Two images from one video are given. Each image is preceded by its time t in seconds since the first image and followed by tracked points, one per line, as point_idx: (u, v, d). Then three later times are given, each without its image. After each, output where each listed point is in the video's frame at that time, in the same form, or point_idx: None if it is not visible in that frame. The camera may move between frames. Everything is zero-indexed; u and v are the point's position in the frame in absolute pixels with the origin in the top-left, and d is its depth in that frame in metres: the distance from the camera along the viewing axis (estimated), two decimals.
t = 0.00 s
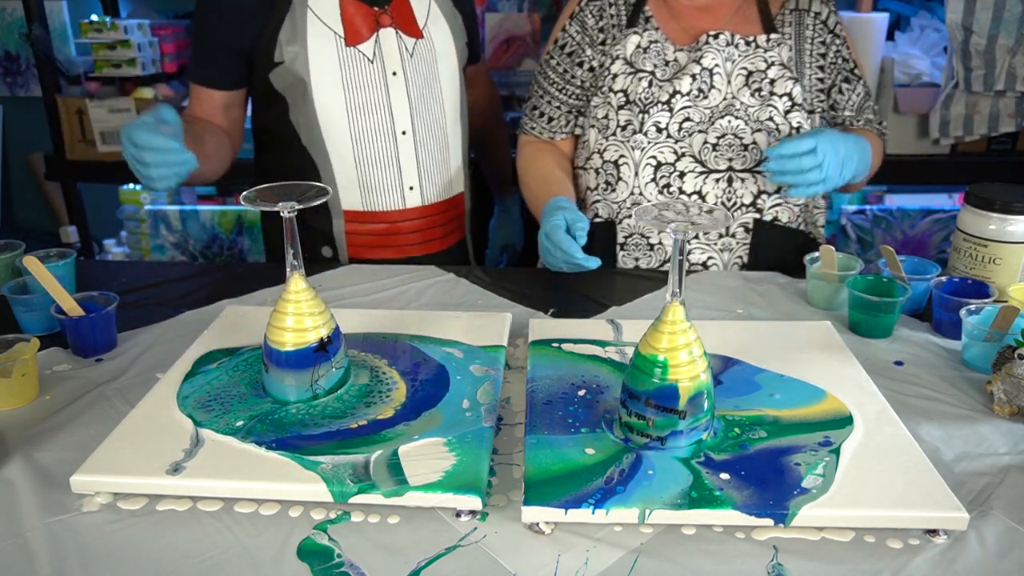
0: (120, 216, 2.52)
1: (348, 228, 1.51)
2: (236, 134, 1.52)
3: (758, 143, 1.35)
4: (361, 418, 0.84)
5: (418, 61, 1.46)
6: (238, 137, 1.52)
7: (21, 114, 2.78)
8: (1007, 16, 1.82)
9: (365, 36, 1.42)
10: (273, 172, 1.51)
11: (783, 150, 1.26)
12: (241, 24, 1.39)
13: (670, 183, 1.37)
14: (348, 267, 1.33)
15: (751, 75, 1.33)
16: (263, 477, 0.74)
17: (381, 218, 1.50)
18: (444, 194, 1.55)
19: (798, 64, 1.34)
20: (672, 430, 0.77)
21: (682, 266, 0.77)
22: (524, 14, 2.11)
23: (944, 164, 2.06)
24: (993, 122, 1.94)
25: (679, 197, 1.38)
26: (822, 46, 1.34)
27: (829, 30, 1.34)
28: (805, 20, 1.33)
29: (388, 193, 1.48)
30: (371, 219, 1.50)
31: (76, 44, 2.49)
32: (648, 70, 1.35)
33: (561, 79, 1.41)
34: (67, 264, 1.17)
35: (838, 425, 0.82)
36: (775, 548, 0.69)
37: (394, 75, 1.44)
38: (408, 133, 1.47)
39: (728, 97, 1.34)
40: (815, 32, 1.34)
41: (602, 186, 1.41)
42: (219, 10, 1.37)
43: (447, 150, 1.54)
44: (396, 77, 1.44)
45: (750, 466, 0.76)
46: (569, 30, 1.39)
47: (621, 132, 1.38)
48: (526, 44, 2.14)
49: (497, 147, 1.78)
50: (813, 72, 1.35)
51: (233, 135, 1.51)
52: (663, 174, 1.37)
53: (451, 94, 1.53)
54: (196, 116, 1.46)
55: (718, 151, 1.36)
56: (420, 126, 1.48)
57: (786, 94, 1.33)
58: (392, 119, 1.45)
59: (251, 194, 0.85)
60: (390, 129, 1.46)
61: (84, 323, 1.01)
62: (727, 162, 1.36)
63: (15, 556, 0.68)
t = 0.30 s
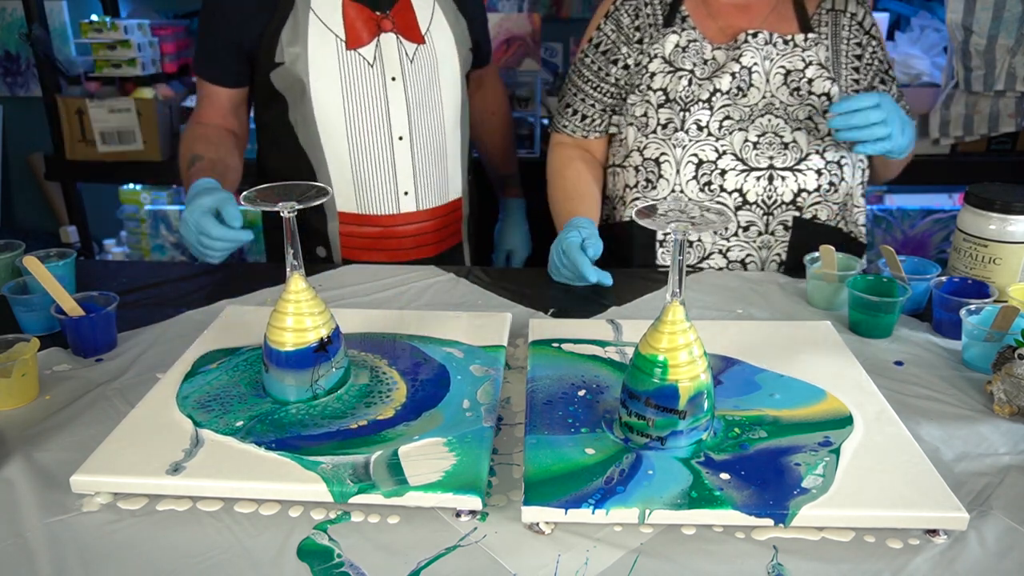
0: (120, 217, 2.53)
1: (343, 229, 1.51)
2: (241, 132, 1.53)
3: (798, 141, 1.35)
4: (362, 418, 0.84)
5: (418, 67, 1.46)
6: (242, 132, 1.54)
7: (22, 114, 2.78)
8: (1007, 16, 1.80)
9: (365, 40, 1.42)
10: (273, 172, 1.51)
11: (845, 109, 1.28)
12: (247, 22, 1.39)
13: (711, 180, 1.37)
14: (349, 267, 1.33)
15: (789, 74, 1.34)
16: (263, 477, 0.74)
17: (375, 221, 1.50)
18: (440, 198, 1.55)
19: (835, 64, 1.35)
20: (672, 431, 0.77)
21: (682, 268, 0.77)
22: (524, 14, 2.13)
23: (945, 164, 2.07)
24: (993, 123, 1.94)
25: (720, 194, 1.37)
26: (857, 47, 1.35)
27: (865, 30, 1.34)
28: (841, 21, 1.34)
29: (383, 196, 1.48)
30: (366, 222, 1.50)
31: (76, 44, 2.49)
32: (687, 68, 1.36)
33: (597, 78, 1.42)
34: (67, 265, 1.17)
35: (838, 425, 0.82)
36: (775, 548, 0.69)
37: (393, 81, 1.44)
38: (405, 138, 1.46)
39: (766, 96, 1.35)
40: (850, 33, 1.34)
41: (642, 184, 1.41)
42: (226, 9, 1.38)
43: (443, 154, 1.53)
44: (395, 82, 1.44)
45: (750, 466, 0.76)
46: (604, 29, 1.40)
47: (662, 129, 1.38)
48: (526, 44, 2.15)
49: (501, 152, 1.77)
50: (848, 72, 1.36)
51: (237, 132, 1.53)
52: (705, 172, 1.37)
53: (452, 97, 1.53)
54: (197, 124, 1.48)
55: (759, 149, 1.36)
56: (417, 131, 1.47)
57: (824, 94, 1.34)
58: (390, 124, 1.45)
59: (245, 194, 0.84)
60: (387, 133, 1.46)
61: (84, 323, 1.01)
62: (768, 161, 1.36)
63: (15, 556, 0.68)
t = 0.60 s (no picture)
0: (120, 216, 2.53)
1: (335, 231, 1.51)
2: (242, 133, 1.54)
3: (822, 143, 1.36)
4: (361, 419, 0.84)
5: (410, 69, 1.46)
6: (244, 133, 1.55)
7: (21, 115, 2.78)
8: (1007, 16, 1.80)
9: (355, 43, 1.42)
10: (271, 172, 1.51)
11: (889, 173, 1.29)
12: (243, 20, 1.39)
13: (735, 179, 1.39)
14: (349, 267, 1.33)
15: (813, 76, 1.34)
16: (263, 477, 0.74)
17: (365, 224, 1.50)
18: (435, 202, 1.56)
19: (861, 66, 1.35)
20: (672, 431, 0.77)
21: (682, 267, 0.77)
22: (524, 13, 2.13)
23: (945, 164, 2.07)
24: (993, 122, 1.94)
25: (743, 194, 1.39)
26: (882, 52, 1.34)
27: (892, 34, 1.33)
28: (868, 25, 1.33)
29: (375, 198, 1.49)
30: (360, 225, 1.50)
31: (76, 44, 2.50)
32: (713, 68, 1.37)
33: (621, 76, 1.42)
34: (67, 265, 1.17)
35: (838, 425, 0.82)
36: (775, 548, 0.69)
37: (384, 83, 1.44)
38: (395, 140, 1.47)
39: (791, 98, 1.35)
40: (876, 37, 1.33)
41: (665, 181, 1.42)
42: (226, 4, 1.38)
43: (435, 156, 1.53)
44: (386, 84, 1.44)
45: (750, 466, 0.76)
46: (628, 28, 1.40)
47: (686, 128, 1.39)
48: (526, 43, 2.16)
49: (508, 151, 1.76)
50: (874, 77, 1.35)
51: (238, 134, 1.54)
52: (729, 171, 1.38)
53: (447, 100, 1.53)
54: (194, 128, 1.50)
55: (784, 149, 1.37)
56: (408, 134, 1.48)
57: (848, 97, 1.34)
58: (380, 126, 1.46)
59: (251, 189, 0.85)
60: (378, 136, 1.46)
61: (84, 323, 1.01)
62: (792, 161, 1.37)
63: (15, 556, 0.68)
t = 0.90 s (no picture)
0: (120, 216, 2.54)
1: (327, 232, 1.51)
2: (231, 132, 1.55)
3: (829, 141, 1.36)
4: (361, 419, 0.84)
5: (399, 68, 1.46)
6: (233, 132, 1.55)
7: (21, 115, 2.78)
8: (1007, 16, 1.81)
9: (343, 43, 1.42)
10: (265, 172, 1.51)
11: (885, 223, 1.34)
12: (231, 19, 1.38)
13: (741, 176, 1.38)
14: (349, 267, 1.33)
15: (822, 75, 1.34)
16: (263, 477, 0.74)
17: (355, 225, 1.50)
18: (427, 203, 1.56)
19: (868, 66, 1.36)
20: (672, 430, 0.77)
21: (682, 267, 0.77)
22: (524, 13, 2.11)
23: (945, 164, 2.08)
24: (993, 123, 1.94)
25: (749, 190, 1.39)
26: (889, 54, 1.36)
27: (899, 36, 1.35)
28: (876, 26, 1.35)
29: (364, 198, 1.49)
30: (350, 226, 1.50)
31: (76, 44, 2.50)
32: (721, 65, 1.37)
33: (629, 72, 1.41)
34: (67, 265, 1.17)
35: (838, 425, 0.82)
36: (775, 548, 0.69)
37: (373, 83, 1.44)
38: (386, 140, 1.47)
39: (798, 96, 1.36)
40: (884, 39, 1.35)
41: (671, 177, 1.42)
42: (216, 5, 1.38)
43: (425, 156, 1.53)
44: (376, 84, 1.44)
45: (750, 466, 0.76)
46: (637, 24, 1.40)
47: (693, 124, 1.39)
48: (526, 43, 2.14)
49: (504, 150, 1.76)
50: (880, 77, 1.36)
51: (228, 133, 1.54)
52: (735, 167, 1.38)
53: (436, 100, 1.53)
54: (184, 129, 1.49)
55: (790, 146, 1.37)
56: (399, 134, 1.48)
57: (856, 96, 1.34)
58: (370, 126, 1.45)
59: (256, 189, 0.86)
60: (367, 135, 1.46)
61: (84, 323, 1.01)
62: (798, 159, 1.37)
63: (14, 556, 0.68)
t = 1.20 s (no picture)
0: (121, 216, 2.55)
1: (317, 231, 1.51)
2: (218, 130, 1.55)
3: (827, 141, 1.36)
4: (361, 420, 0.84)
5: (386, 65, 1.46)
6: (219, 130, 1.55)
7: (21, 115, 2.78)
8: (1007, 16, 1.81)
9: (330, 41, 1.42)
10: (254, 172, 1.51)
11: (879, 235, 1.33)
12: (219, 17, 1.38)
13: (739, 175, 1.38)
14: (349, 267, 1.33)
15: (819, 74, 1.34)
16: (263, 477, 0.74)
17: (344, 224, 1.50)
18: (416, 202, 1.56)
19: (866, 66, 1.36)
20: (672, 430, 0.77)
21: (682, 267, 0.77)
22: (524, 13, 2.10)
23: (945, 164, 2.08)
24: (993, 123, 1.95)
25: (746, 190, 1.39)
26: (887, 55, 1.36)
27: (898, 37, 1.36)
28: (875, 26, 1.35)
29: (353, 196, 1.49)
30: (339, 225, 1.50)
31: (76, 44, 2.50)
32: (719, 64, 1.37)
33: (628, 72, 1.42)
34: (67, 265, 1.17)
35: (838, 425, 0.82)
36: (775, 548, 0.69)
37: (360, 80, 1.44)
38: (373, 138, 1.47)
39: (796, 95, 1.36)
40: (882, 39, 1.36)
41: (669, 176, 1.42)
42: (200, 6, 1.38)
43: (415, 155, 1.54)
44: (362, 82, 1.44)
45: (750, 466, 0.76)
46: (635, 24, 1.40)
47: (691, 124, 1.39)
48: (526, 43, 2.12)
49: (493, 149, 1.75)
50: (878, 78, 1.37)
51: (215, 131, 1.54)
52: (732, 167, 1.38)
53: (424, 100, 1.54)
54: (173, 130, 1.49)
55: (788, 146, 1.36)
56: (386, 132, 1.48)
57: (854, 96, 1.34)
58: (357, 125, 1.46)
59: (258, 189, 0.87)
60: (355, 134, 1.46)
61: (84, 323, 1.01)
62: (796, 159, 1.37)
63: (14, 556, 0.68)
